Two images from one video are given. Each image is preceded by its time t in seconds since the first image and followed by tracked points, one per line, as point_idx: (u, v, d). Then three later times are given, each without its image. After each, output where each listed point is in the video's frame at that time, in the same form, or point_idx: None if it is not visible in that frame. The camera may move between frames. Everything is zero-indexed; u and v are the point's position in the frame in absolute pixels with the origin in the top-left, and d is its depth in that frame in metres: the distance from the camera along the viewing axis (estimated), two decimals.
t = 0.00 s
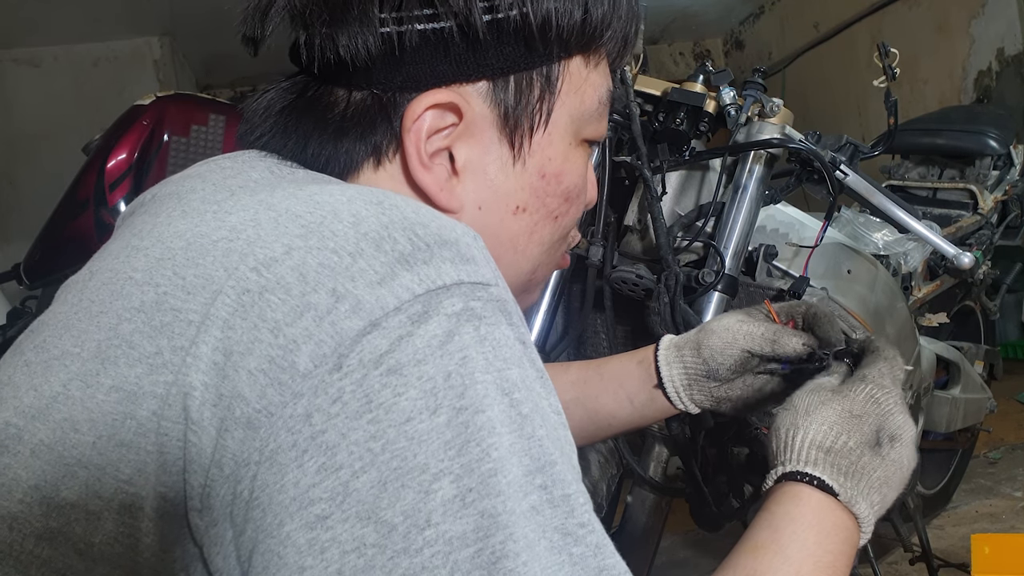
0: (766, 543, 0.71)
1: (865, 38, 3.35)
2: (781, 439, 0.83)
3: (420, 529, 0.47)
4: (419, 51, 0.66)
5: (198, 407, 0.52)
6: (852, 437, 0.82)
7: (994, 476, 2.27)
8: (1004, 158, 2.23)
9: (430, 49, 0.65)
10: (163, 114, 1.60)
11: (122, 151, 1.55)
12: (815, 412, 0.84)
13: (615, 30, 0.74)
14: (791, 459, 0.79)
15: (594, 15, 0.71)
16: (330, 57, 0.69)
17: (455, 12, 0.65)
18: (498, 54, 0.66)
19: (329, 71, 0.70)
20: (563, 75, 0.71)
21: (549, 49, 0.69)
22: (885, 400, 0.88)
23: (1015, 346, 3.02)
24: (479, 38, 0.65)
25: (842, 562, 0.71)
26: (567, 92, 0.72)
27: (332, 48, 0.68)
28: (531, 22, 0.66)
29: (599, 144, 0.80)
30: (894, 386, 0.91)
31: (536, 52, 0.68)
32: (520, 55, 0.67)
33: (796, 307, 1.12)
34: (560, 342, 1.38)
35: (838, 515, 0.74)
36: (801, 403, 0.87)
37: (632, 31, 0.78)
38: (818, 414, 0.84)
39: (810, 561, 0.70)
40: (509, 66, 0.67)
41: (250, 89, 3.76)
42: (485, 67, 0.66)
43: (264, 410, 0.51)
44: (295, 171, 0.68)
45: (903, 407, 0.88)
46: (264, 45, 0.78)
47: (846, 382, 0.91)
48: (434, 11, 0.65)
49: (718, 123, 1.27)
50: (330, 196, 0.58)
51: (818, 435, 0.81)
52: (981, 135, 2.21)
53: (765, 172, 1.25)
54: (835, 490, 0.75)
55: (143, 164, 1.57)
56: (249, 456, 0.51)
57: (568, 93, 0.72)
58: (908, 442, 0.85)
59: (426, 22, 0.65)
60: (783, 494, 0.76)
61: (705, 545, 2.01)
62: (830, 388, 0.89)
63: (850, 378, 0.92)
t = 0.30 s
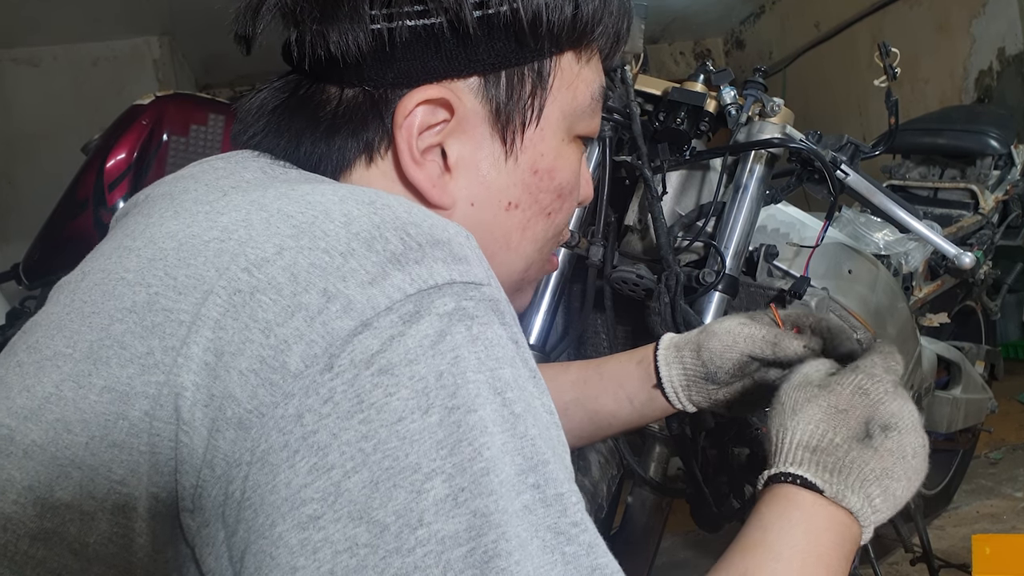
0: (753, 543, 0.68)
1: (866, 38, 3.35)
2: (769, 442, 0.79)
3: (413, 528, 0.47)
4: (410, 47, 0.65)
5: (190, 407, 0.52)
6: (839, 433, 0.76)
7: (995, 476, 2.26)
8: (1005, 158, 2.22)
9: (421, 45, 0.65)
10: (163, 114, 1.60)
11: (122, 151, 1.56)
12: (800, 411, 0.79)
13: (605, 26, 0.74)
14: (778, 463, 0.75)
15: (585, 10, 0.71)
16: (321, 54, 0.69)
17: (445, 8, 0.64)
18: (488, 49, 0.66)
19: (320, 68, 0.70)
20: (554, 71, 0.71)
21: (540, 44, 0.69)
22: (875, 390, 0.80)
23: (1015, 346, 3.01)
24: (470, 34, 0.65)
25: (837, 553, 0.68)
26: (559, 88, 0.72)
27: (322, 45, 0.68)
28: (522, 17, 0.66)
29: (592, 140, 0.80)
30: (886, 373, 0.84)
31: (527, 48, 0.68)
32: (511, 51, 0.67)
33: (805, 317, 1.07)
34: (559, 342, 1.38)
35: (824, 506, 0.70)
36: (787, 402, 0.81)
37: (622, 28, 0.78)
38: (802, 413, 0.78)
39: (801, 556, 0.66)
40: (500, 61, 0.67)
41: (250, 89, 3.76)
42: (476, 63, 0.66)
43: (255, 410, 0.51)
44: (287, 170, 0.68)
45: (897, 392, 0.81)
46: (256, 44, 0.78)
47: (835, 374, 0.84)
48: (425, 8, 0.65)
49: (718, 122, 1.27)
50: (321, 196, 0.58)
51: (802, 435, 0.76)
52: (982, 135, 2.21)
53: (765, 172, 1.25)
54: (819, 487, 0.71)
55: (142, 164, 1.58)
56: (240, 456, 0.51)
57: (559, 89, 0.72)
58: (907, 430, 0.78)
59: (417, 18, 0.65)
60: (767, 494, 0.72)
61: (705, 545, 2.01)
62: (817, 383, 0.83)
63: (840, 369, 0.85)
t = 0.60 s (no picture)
0: (738, 541, 0.68)
1: (866, 38, 3.34)
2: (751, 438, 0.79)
3: (409, 526, 0.47)
4: (409, 45, 0.65)
5: (186, 406, 0.52)
6: (813, 418, 0.75)
7: (995, 476, 2.26)
8: (1005, 158, 2.22)
9: (420, 43, 0.65)
10: (163, 114, 1.61)
11: (122, 151, 1.56)
12: (774, 406, 0.78)
13: (601, 23, 0.74)
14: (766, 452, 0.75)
15: (581, 7, 0.71)
16: (321, 53, 0.69)
17: (444, 5, 0.64)
18: (486, 47, 0.66)
19: (320, 66, 0.70)
20: (550, 68, 0.71)
21: (537, 41, 0.69)
22: (840, 372, 0.80)
23: (1015, 346, 3.01)
24: (468, 31, 0.65)
25: (826, 540, 0.67)
26: (555, 85, 0.72)
27: (322, 44, 0.68)
28: (519, 14, 0.66)
29: (586, 136, 0.81)
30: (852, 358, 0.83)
31: (524, 45, 0.68)
32: (508, 48, 0.67)
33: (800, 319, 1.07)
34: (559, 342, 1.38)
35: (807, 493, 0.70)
36: (762, 399, 0.81)
37: (616, 25, 0.78)
38: (777, 406, 0.78)
39: (793, 549, 0.66)
40: (497, 59, 0.67)
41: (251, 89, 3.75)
42: (474, 60, 0.66)
43: (252, 410, 0.51)
44: (285, 171, 0.68)
45: (862, 372, 0.81)
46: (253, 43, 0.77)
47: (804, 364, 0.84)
48: (424, 6, 0.65)
49: (718, 122, 1.27)
50: (317, 195, 0.58)
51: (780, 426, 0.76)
52: (982, 134, 2.21)
53: (765, 172, 1.25)
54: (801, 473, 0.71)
55: (142, 164, 1.58)
56: (237, 456, 0.51)
57: (555, 85, 0.72)
58: (876, 408, 0.78)
59: (416, 16, 0.65)
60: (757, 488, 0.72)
61: (705, 544, 2.01)
62: (786, 375, 0.83)
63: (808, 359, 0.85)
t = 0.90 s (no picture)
0: (746, 542, 0.67)
1: (866, 38, 3.35)
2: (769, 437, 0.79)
3: (413, 524, 0.47)
4: (413, 48, 0.65)
5: (192, 405, 0.52)
6: (836, 428, 0.76)
7: (995, 476, 2.26)
8: (1005, 158, 2.22)
9: (423, 45, 0.65)
10: (163, 114, 1.60)
11: (122, 151, 1.56)
12: (799, 411, 0.80)
13: (599, 26, 0.74)
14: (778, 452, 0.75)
15: (579, 11, 0.71)
16: (324, 56, 0.68)
17: (446, 9, 0.64)
18: (488, 49, 0.66)
19: (323, 69, 0.69)
20: (550, 69, 0.71)
21: (537, 43, 0.69)
22: (870, 392, 0.84)
23: (1015, 346, 3.01)
24: (470, 34, 0.65)
25: (832, 550, 0.67)
26: (555, 86, 0.72)
27: (325, 47, 0.68)
28: (520, 17, 0.66)
29: (584, 136, 0.81)
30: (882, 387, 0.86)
31: (524, 47, 0.68)
32: (509, 50, 0.67)
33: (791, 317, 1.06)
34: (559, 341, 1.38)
35: (813, 495, 0.70)
36: (788, 404, 0.83)
37: (614, 26, 0.78)
38: (803, 411, 0.80)
39: (801, 555, 0.66)
40: (499, 61, 0.67)
41: (251, 89, 3.75)
42: (476, 62, 0.66)
43: (258, 409, 0.51)
44: (288, 173, 0.68)
45: (890, 399, 0.83)
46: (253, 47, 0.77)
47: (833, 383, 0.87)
48: (426, 9, 0.65)
49: (718, 122, 1.27)
50: (322, 197, 0.58)
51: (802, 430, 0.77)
52: (982, 134, 2.21)
53: (765, 172, 1.24)
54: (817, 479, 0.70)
55: (142, 164, 1.57)
56: (243, 454, 0.51)
57: (555, 87, 0.72)
58: (898, 434, 0.79)
59: (419, 20, 0.65)
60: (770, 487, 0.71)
61: (706, 544, 2.00)
62: (816, 388, 0.85)
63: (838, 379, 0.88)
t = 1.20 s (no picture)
0: (768, 542, 0.66)
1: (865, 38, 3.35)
2: (807, 425, 0.77)
3: (415, 524, 0.47)
4: (417, 50, 0.65)
5: (196, 406, 0.52)
6: (882, 450, 0.75)
7: (995, 476, 2.26)
8: (1005, 158, 2.22)
9: (427, 47, 0.65)
10: (163, 114, 1.60)
11: (122, 151, 1.55)
12: (855, 412, 0.76)
13: (601, 26, 0.74)
14: (810, 451, 0.73)
15: (582, 11, 0.70)
16: (328, 58, 0.68)
17: (451, 10, 0.64)
18: (492, 50, 0.66)
19: (326, 71, 0.69)
20: (552, 70, 0.71)
21: (540, 45, 0.69)
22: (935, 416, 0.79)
23: (1015, 346, 3.01)
24: (475, 36, 0.65)
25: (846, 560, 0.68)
26: (557, 86, 0.72)
27: (329, 49, 0.68)
28: (523, 18, 0.66)
29: (584, 137, 0.81)
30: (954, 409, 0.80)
31: (528, 49, 0.68)
32: (513, 51, 0.67)
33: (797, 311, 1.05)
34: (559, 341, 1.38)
35: (831, 500, 0.70)
36: (845, 394, 0.78)
37: (615, 25, 0.78)
38: (857, 415, 0.76)
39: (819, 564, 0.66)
40: (502, 62, 0.67)
41: (251, 89, 3.74)
42: (479, 64, 0.66)
43: (262, 409, 0.51)
44: (290, 173, 0.67)
45: (953, 430, 0.79)
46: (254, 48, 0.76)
47: (901, 386, 0.80)
48: (430, 10, 0.64)
49: (718, 122, 1.27)
50: (325, 199, 0.58)
51: (847, 437, 0.74)
52: (982, 135, 2.20)
53: (765, 172, 1.24)
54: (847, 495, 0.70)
55: (142, 164, 1.57)
56: (246, 455, 0.51)
57: (557, 87, 0.72)
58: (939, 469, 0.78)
59: (423, 22, 0.64)
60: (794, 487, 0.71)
61: (706, 544, 2.00)
62: (881, 389, 0.79)
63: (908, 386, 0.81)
